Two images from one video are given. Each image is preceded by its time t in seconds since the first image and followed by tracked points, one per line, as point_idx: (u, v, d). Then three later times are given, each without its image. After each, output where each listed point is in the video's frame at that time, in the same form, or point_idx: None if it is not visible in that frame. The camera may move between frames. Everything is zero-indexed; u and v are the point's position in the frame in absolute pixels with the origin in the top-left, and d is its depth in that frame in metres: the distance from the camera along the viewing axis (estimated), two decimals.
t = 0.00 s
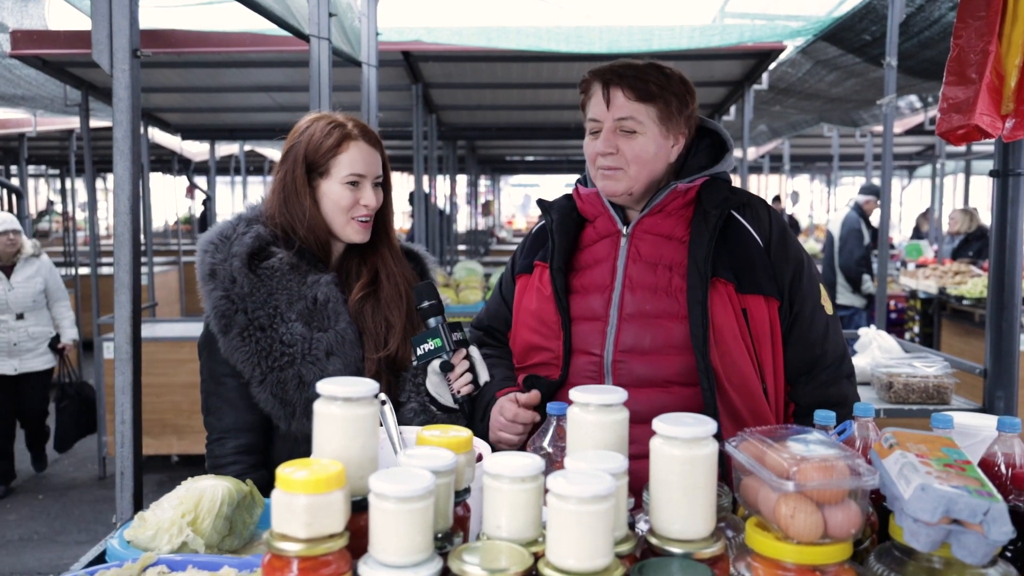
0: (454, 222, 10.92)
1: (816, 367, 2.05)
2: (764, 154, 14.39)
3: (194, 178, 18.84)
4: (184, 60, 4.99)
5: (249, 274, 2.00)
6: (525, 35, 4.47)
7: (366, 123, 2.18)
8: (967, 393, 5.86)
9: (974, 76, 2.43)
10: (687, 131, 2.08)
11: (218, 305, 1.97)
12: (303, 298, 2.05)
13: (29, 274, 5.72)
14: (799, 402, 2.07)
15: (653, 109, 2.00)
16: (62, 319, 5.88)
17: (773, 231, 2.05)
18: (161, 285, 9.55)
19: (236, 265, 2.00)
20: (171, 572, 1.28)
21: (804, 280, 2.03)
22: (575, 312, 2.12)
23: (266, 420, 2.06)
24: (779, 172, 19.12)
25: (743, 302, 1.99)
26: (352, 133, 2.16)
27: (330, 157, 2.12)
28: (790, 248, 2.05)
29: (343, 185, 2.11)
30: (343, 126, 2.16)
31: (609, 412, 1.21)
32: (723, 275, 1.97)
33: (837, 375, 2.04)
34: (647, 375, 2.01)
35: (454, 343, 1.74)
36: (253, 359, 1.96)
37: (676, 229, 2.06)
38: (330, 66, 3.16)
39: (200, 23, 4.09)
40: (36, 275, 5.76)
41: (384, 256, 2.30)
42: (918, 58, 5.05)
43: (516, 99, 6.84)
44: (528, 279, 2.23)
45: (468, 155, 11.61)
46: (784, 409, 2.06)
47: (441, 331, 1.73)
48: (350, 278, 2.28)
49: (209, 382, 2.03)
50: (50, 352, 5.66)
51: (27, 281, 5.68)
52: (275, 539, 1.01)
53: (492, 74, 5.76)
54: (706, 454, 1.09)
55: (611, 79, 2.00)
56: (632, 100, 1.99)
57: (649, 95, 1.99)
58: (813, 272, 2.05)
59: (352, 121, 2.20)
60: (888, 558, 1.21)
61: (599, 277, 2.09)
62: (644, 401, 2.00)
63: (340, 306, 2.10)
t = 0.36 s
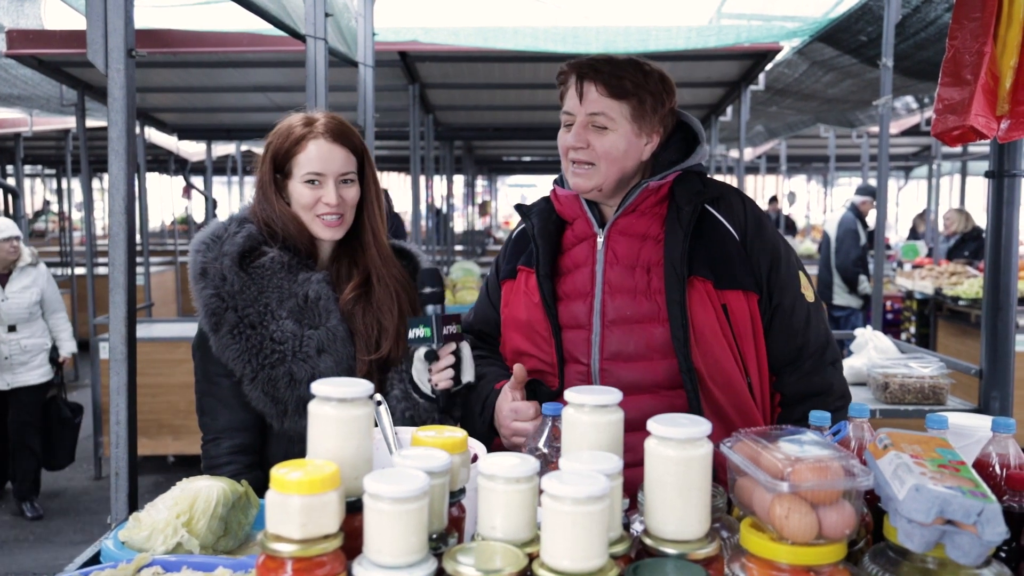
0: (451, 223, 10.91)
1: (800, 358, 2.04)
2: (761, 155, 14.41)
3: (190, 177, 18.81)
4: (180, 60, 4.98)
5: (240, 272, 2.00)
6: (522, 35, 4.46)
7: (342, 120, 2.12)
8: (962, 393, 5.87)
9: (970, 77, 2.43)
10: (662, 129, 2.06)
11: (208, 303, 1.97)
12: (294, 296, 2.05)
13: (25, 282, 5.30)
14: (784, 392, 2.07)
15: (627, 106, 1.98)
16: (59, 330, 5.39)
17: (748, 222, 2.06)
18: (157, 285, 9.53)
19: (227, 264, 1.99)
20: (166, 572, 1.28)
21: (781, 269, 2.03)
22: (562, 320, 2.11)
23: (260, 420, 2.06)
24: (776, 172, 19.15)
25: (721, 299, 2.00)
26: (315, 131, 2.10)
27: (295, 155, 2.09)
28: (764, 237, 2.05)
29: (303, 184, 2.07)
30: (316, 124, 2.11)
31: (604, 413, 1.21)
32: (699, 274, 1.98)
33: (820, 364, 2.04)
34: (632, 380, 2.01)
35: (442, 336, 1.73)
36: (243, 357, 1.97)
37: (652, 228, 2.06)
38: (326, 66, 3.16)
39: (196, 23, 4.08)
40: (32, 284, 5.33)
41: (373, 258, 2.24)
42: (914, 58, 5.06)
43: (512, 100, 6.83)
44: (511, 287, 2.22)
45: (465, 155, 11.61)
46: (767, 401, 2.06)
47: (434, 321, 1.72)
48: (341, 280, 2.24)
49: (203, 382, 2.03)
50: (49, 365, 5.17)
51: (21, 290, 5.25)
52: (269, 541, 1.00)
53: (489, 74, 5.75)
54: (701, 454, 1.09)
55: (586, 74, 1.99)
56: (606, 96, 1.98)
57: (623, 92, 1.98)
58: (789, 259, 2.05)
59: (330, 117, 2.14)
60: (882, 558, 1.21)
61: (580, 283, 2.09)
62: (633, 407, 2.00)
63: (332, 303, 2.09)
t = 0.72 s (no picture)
0: (452, 223, 10.91)
1: (790, 354, 2.03)
2: (762, 155, 14.40)
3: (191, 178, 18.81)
4: (180, 60, 4.98)
5: (224, 269, 2.01)
6: (522, 35, 4.46)
7: (334, 123, 2.06)
8: (963, 393, 5.87)
9: (972, 77, 2.43)
10: (645, 130, 2.04)
11: (193, 300, 1.97)
12: (279, 291, 2.05)
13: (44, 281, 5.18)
14: (775, 390, 2.07)
15: (610, 110, 1.97)
16: (73, 333, 5.28)
17: (732, 220, 2.05)
18: (158, 286, 9.53)
19: (211, 262, 2.00)
20: (167, 572, 1.28)
21: (767, 267, 2.02)
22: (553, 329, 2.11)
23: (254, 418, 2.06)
24: (777, 172, 19.14)
25: (708, 301, 2.00)
26: (311, 143, 2.02)
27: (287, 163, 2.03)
28: (749, 235, 2.04)
29: (294, 192, 2.03)
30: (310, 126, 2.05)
31: (605, 412, 1.21)
32: (685, 278, 1.98)
33: (810, 361, 2.03)
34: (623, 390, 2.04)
35: (472, 306, 1.78)
36: (230, 352, 1.97)
37: (637, 232, 2.07)
38: (327, 65, 3.16)
39: (197, 23, 4.09)
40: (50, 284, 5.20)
41: (361, 251, 2.24)
42: (915, 58, 5.05)
43: (513, 100, 6.83)
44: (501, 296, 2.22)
45: (466, 155, 11.61)
46: (758, 400, 2.06)
47: (475, 293, 1.75)
48: (327, 274, 2.25)
49: (196, 383, 2.04)
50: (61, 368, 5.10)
51: (41, 289, 5.12)
52: (271, 540, 1.00)
53: (490, 74, 5.75)
54: (703, 454, 1.09)
55: (569, 77, 1.97)
56: (589, 99, 1.96)
57: (607, 95, 1.95)
58: (776, 255, 2.03)
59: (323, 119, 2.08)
60: (885, 558, 1.21)
61: (568, 290, 2.09)
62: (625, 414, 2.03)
63: (317, 297, 2.09)
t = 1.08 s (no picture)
0: (450, 222, 10.91)
1: (785, 354, 2.03)
2: (760, 155, 14.42)
3: (189, 177, 18.81)
4: (180, 60, 4.98)
5: (220, 271, 2.01)
6: (521, 34, 4.46)
7: (328, 122, 2.10)
8: (962, 392, 5.88)
9: (969, 76, 2.43)
10: (639, 130, 2.05)
11: (190, 302, 1.97)
12: (276, 293, 2.05)
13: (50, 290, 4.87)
14: (769, 390, 2.07)
15: (606, 112, 1.97)
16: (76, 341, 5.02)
17: (726, 221, 2.05)
18: (157, 286, 9.54)
19: (207, 263, 2.00)
20: (166, 572, 1.28)
21: (762, 267, 2.02)
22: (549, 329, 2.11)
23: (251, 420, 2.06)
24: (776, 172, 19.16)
25: (704, 301, 2.00)
26: (304, 143, 2.05)
27: (287, 162, 2.05)
28: (744, 235, 2.05)
29: (296, 192, 2.05)
30: (304, 126, 2.08)
31: (604, 412, 1.21)
32: (680, 278, 1.98)
33: (805, 360, 2.03)
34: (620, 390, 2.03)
35: (483, 311, 1.82)
36: (227, 355, 1.96)
37: (632, 233, 2.06)
38: (325, 66, 3.16)
39: (196, 23, 4.08)
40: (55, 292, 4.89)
41: (354, 253, 2.25)
42: (913, 58, 5.06)
43: (512, 100, 6.84)
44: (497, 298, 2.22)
45: (465, 155, 11.61)
46: (753, 400, 2.06)
47: (488, 299, 1.79)
48: (321, 277, 2.26)
49: (191, 385, 2.04)
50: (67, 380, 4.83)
51: (50, 298, 4.84)
52: (269, 540, 1.00)
53: (489, 74, 5.75)
54: (701, 454, 1.09)
55: (563, 82, 1.97)
56: (584, 103, 1.97)
57: (602, 98, 1.96)
58: (770, 254, 2.04)
59: (316, 119, 2.11)
60: (883, 558, 1.21)
61: (564, 291, 2.08)
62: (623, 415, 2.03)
63: (313, 300, 2.09)
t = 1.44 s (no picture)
0: (447, 223, 10.90)
1: (779, 353, 2.03)
2: (757, 155, 14.44)
3: (186, 177, 18.79)
4: (177, 59, 4.98)
5: (211, 273, 2.00)
6: (519, 35, 4.46)
7: (323, 119, 2.14)
8: (958, 393, 5.90)
9: (966, 77, 2.43)
10: (636, 127, 2.06)
11: (181, 305, 1.96)
12: (268, 294, 2.04)
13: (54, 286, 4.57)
14: (764, 389, 2.06)
15: (602, 110, 1.97)
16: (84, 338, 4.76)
17: (722, 220, 2.05)
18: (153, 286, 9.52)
19: (197, 265, 1.99)
20: (159, 572, 1.27)
21: (757, 266, 2.02)
22: (545, 327, 2.11)
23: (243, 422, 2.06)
24: (773, 173, 19.17)
25: (699, 299, 1.99)
26: (312, 130, 2.11)
27: (290, 157, 2.09)
28: (739, 235, 2.05)
29: (305, 183, 2.09)
30: (300, 123, 2.11)
31: (598, 412, 1.21)
32: (676, 277, 1.98)
33: (800, 359, 2.03)
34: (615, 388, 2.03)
35: (479, 305, 1.81)
36: (219, 357, 1.96)
37: (627, 231, 2.06)
38: (322, 65, 3.15)
39: (192, 22, 4.08)
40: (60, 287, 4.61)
41: (347, 247, 2.27)
42: (910, 59, 5.06)
43: (509, 100, 6.83)
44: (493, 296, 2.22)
45: (462, 155, 11.61)
46: (748, 399, 2.06)
47: (485, 293, 1.79)
48: (315, 271, 2.27)
49: (183, 387, 2.03)
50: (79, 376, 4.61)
51: (53, 294, 4.54)
52: (263, 540, 1.00)
53: (485, 74, 5.74)
54: (696, 453, 1.09)
55: (558, 82, 1.97)
56: (581, 102, 1.96)
57: (598, 96, 1.96)
58: (764, 254, 2.04)
59: (309, 116, 2.15)
60: (878, 558, 1.21)
61: (560, 290, 2.08)
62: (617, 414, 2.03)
63: (305, 299, 2.09)
